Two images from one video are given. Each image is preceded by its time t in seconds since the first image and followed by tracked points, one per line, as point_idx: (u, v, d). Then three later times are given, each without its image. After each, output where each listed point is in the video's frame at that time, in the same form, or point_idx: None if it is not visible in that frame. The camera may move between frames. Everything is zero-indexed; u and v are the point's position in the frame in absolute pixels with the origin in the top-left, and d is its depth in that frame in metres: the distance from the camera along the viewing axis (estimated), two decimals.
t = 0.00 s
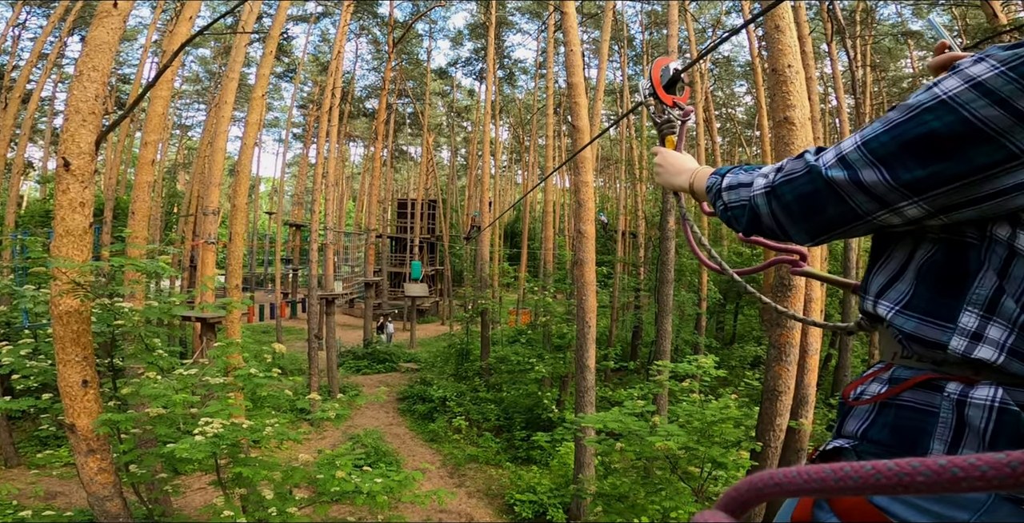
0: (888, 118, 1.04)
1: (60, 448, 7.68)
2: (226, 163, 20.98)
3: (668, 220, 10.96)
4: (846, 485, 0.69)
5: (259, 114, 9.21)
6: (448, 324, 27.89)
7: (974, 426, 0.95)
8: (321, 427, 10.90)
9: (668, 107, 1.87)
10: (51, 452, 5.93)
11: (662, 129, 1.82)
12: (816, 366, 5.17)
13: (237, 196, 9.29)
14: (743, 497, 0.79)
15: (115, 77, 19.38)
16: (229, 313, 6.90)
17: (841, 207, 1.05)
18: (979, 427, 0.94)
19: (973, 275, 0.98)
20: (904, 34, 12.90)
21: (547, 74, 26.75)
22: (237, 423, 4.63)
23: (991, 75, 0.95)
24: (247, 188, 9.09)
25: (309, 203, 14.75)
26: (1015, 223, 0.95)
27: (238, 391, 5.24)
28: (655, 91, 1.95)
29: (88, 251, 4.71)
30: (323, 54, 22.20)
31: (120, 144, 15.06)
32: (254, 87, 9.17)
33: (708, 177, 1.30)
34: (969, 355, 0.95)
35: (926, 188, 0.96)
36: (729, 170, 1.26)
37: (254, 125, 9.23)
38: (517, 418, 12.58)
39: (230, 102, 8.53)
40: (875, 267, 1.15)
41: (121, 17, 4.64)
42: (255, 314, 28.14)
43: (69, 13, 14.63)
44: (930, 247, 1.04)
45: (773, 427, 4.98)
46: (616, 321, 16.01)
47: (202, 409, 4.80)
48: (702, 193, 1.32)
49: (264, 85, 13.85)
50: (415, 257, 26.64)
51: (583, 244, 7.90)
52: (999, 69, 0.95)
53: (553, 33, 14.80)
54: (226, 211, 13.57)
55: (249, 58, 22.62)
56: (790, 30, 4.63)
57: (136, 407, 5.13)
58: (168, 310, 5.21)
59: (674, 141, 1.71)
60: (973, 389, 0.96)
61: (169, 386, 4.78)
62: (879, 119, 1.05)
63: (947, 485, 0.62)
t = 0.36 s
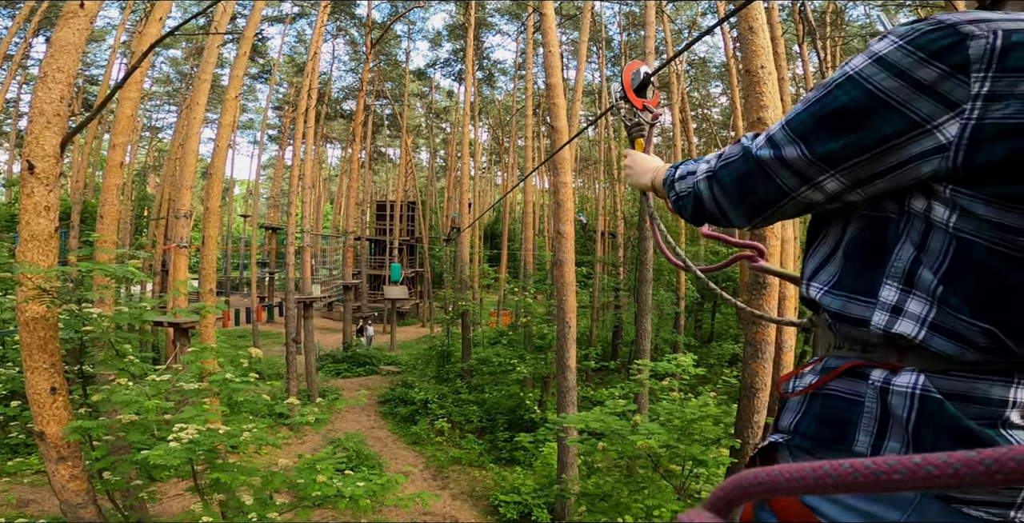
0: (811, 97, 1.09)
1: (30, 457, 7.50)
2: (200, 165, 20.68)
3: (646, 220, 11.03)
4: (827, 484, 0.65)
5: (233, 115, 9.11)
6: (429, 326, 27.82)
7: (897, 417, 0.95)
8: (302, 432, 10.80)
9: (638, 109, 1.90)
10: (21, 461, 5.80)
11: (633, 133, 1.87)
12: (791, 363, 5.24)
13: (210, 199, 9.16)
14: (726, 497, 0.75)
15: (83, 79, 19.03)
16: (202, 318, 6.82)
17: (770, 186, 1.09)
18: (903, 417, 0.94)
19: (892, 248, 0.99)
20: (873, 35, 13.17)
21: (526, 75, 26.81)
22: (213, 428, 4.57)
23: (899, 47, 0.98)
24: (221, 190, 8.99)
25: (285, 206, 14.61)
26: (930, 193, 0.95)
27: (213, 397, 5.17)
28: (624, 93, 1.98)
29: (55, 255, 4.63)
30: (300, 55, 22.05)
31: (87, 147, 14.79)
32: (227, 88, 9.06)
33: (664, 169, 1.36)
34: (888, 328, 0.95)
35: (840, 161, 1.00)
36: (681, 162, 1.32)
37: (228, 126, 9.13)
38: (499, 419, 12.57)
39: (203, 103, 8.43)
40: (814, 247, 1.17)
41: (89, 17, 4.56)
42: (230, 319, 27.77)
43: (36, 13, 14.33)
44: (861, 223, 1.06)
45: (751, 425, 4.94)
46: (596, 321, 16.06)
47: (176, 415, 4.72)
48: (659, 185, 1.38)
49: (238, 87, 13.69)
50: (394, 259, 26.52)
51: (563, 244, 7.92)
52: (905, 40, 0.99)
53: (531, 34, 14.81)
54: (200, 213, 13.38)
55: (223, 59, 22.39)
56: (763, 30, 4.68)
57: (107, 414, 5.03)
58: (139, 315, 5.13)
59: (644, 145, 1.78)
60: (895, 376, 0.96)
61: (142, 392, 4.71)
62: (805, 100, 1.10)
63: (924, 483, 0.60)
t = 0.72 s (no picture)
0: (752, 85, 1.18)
1: None
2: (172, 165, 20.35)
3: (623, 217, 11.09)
4: (830, 474, 0.65)
5: (203, 114, 8.98)
6: (409, 325, 27.70)
7: (844, 407, 1.00)
8: (282, 434, 10.70)
9: (611, 106, 1.95)
10: None
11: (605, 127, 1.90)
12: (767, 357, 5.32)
13: (181, 199, 9.01)
14: (717, 486, 0.73)
15: (45, 77, 18.61)
16: (174, 320, 6.72)
17: (713, 170, 1.18)
18: (850, 407, 0.99)
19: (830, 229, 1.07)
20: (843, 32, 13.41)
21: (503, 72, 26.79)
22: (188, 432, 4.52)
23: (825, 31, 1.07)
24: (191, 190, 8.85)
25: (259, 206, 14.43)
26: (862, 173, 1.03)
27: (188, 400, 5.11)
28: (598, 91, 2.03)
29: (18, 258, 4.55)
30: (273, 53, 21.79)
31: (50, 147, 14.46)
32: (196, 86, 8.92)
33: (628, 162, 1.47)
34: (829, 310, 1.01)
35: (775, 142, 1.09)
36: (641, 156, 1.44)
37: (198, 125, 8.99)
38: (482, 417, 12.56)
39: (171, 102, 8.29)
40: (762, 231, 1.25)
41: (51, 15, 4.46)
42: (203, 321, 27.37)
43: None
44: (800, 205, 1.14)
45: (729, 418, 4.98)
46: (576, 317, 16.10)
47: (150, 419, 4.65)
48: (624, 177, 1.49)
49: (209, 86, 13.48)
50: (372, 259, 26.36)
51: (541, 241, 7.93)
52: (831, 24, 1.07)
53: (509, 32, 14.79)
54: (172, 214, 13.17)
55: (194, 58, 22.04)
56: (736, 28, 4.72)
57: (78, 418, 4.94)
58: (107, 318, 5.03)
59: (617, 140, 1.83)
60: (841, 365, 1.02)
61: (113, 396, 4.66)
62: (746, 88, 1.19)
63: (934, 473, 0.59)
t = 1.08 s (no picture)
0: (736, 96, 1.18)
1: None
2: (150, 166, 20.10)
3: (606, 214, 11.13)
4: (834, 471, 0.67)
5: (179, 114, 8.89)
6: (394, 326, 27.60)
7: (835, 395, 1.01)
8: (266, 437, 10.63)
9: (588, 105, 2.00)
10: None
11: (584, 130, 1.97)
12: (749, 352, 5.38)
13: (157, 200, 8.89)
14: (716, 483, 0.77)
15: (15, 78, 18.34)
16: (151, 323, 6.64)
17: (701, 181, 1.17)
18: (841, 395, 1.01)
19: (814, 233, 1.08)
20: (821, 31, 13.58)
21: (485, 71, 26.77)
22: (169, 435, 4.48)
23: (808, 47, 1.08)
24: (167, 191, 8.74)
25: (239, 207, 14.31)
26: (842, 180, 1.05)
27: (167, 404, 5.06)
28: (574, 90, 2.08)
29: None
30: (252, 53, 21.63)
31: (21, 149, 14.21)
32: (172, 86, 8.83)
33: (607, 165, 1.46)
34: (820, 309, 1.03)
35: (764, 154, 1.09)
36: (620, 161, 1.42)
37: (174, 125, 8.89)
38: (468, 416, 12.56)
39: (146, 103, 8.19)
40: (743, 237, 1.26)
41: (21, 16, 4.37)
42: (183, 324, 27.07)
43: None
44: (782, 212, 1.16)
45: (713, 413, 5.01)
46: (560, 316, 16.14)
47: (130, 423, 4.60)
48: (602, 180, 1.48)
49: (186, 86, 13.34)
50: (356, 259, 26.23)
51: (525, 240, 7.93)
52: (813, 40, 1.08)
53: (492, 30, 14.77)
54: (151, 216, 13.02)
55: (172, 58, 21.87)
56: (716, 26, 4.75)
57: (55, 424, 4.87)
58: (82, 322, 5.06)
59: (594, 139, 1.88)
60: (831, 355, 1.03)
61: (90, 401, 4.65)
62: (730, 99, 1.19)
63: (946, 473, 0.61)
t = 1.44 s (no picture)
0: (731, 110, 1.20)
1: None
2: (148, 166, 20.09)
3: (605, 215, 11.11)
4: (823, 473, 0.68)
5: (177, 114, 8.88)
6: (392, 326, 27.60)
7: (841, 385, 1.01)
8: (264, 437, 10.63)
9: (584, 111, 2.15)
10: None
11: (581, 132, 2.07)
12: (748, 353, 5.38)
13: (155, 200, 8.88)
14: (715, 482, 0.78)
15: (14, 78, 18.34)
16: (149, 323, 6.64)
17: (702, 192, 1.19)
18: (846, 385, 1.00)
19: (812, 237, 1.09)
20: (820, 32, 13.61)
21: (484, 72, 26.77)
22: (166, 436, 4.47)
23: (799, 63, 1.10)
24: (165, 192, 8.73)
25: (238, 207, 14.31)
26: (835, 189, 1.07)
27: (165, 404, 5.05)
28: (570, 98, 2.25)
29: None
30: (251, 52, 21.64)
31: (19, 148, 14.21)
32: (171, 86, 8.82)
33: (608, 176, 1.48)
34: (825, 306, 1.03)
35: (760, 165, 1.11)
36: (621, 171, 1.44)
37: (173, 125, 8.88)
38: (466, 417, 12.56)
39: (144, 102, 8.18)
40: (742, 245, 1.27)
41: (19, 16, 4.36)
42: (181, 324, 27.03)
43: None
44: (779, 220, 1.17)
45: (711, 414, 5.01)
46: (559, 316, 16.14)
47: (127, 423, 4.59)
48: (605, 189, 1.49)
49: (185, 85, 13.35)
50: (354, 259, 26.23)
51: (524, 240, 7.92)
52: (802, 57, 1.10)
53: (492, 31, 14.73)
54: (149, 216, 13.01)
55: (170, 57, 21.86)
56: (715, 27, 4.75)
57: (53, 424, 4.86)
58: (79, 322, 5.05)
59: (592, 143, 1.95)
60: (836, 346, 1.04)
61: (87, 401, 4.63)
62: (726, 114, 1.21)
63: (943, 472, 0.61)
